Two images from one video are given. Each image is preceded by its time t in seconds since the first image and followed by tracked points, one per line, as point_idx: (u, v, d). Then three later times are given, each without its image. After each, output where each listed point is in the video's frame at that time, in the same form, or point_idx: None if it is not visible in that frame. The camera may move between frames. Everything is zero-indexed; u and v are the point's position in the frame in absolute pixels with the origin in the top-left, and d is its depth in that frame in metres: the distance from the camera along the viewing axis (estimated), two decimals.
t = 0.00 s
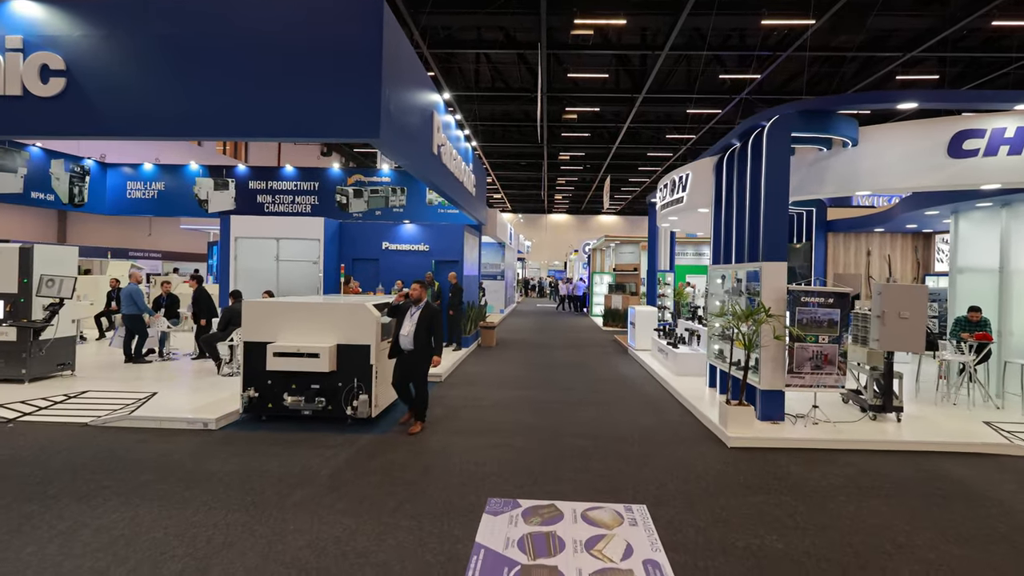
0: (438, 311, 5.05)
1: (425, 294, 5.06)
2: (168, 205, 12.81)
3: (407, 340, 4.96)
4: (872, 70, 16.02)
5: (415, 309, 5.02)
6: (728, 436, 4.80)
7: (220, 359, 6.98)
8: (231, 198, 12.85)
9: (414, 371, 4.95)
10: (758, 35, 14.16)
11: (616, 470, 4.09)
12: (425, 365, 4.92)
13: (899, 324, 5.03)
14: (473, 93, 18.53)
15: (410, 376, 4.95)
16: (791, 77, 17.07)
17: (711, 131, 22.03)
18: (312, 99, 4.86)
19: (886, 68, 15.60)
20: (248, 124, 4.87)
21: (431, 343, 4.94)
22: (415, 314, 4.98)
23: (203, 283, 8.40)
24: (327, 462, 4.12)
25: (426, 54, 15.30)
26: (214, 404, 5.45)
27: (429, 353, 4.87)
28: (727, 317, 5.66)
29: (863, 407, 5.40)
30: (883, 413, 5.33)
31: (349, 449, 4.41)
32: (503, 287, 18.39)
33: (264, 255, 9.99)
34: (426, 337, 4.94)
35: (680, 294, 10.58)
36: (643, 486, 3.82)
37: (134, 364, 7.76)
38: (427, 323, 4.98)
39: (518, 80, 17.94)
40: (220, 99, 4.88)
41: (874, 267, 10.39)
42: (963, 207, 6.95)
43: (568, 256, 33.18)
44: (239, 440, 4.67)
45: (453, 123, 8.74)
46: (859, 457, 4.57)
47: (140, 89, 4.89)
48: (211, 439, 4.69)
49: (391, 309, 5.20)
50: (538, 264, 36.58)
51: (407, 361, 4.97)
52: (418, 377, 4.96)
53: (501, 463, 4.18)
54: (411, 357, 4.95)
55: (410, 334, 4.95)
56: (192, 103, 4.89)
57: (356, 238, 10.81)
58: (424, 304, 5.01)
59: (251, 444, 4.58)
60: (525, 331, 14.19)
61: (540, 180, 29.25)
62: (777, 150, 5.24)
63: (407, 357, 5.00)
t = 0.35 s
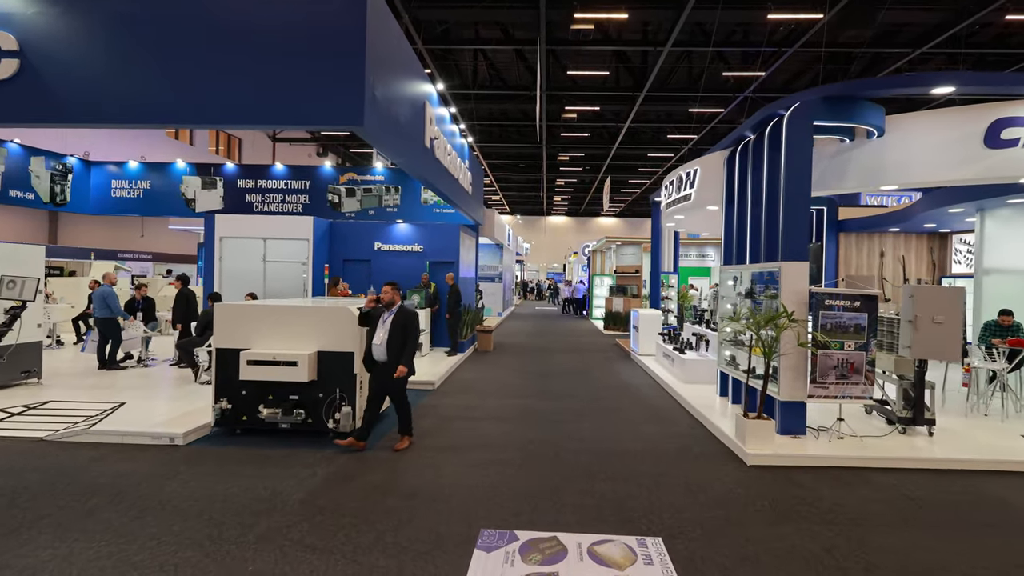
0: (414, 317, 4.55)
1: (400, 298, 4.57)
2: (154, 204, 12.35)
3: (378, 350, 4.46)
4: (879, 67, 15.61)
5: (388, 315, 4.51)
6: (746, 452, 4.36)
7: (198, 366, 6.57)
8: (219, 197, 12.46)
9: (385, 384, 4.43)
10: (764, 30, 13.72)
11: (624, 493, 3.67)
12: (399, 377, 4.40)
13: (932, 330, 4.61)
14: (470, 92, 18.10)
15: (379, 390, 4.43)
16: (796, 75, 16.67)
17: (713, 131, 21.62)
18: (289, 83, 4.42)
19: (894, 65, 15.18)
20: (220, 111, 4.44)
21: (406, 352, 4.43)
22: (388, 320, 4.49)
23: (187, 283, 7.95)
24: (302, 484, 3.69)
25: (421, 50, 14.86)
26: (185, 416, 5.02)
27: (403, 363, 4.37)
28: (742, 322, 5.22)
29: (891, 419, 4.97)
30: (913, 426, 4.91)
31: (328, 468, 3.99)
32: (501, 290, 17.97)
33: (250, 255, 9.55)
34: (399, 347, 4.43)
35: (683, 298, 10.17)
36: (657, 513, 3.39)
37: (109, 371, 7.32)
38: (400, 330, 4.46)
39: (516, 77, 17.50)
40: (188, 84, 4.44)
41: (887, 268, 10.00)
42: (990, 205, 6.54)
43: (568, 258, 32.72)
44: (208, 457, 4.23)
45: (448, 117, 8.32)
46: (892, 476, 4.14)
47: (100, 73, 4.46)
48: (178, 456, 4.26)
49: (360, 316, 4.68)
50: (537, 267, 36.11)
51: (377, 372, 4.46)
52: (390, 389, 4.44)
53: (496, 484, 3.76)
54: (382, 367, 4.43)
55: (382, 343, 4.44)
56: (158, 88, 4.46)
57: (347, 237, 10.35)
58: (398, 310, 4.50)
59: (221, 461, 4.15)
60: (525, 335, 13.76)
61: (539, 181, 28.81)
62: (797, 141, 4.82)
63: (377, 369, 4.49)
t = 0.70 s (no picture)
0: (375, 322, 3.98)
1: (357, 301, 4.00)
2: (140, 205, 11.92)
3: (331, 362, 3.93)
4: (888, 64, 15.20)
5: (343, 322, 3.96)
6: (769, 475, 3.93)
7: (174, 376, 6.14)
8: (207, 197, 12.05)
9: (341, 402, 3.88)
10: (771, 26, 13.25)
11: (636, 527, 3.24)
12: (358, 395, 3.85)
13: (972, 339, 4.19)
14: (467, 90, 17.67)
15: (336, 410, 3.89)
16: (802, 73, 16.26)
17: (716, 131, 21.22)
18: (258, 61, 3.93)
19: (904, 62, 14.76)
20: (179, 93, 3.93)
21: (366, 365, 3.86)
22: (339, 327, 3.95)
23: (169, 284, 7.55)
24: (272, 516, 3.27)
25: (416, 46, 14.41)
26: (151, 433, 4.59)
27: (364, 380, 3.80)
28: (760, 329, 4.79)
29: (924, 436, 4.56)
30: (949, 443, 4.50)
31: (303, 495, 3.56)
32: (500, 292, 17.56)
33: (236, 256, 9.11)
34: (354, 358, 3.88)
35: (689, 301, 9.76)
36: (677, 553, 2.96)
37: (82, 380, 6.88)
38: (354, 340, 3.90)
39: (515, 74, 17.05)
40: (145, 65, 3.94)
41: (901, 269, 9.61)
42: (1020, 203, 6.13)
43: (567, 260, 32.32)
44: (170, 482, 3.80)
45: (443, 111, 7.89)
46: (932, 503, 3.72)
47: (45, 54, 3.97)
48: (137, 480, 3.84)
49: (316, 324, 4.17)
50: (536, 268, 35.70)
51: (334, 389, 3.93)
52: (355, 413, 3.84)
53: (492, 516, 3.33)
54: (340, 383, 3.88)
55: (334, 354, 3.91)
56: (110, 70, 3.97)
57: (338, 237, 9.89)
58: (353, 316, 3.94)
59: (185, 487, 3.71)
60: (524, 339, 13.34)
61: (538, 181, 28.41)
62: (822, 131, 4.40)
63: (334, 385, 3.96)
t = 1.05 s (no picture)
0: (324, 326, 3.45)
1: (306, 303, 3.52)
2: (123, 203, 11.51)
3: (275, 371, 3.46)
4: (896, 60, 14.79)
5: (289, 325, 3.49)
6: (795, 499, 3.50)
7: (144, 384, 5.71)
8: (193, 194, 11.70)
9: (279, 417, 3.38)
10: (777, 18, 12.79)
11: (647, 563, 2.81)
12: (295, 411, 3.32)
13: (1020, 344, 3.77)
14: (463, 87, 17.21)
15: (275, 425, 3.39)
16: (807, 68, 15.85)
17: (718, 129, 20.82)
18: (220, 34, 3.52)
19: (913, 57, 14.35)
20: (131, 70, 3.53)
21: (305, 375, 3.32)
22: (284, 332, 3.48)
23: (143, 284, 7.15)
24: (227, 551, 2.84)
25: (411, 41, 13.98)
26: (109, 449, 4.16)
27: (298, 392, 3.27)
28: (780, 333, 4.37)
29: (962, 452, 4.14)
30: (990, 460, 4.08)
31: (267, 525, 3.13)
32: (498, 293, 17.14)
33: (219, 256, 8.68)
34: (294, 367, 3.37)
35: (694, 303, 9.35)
36: None
37: (52, 387, 6.45)
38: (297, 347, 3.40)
39: (513, 69, 16.60)
40: (95, 40, 3.53)
41: (918, 268, 9.18)
42: None
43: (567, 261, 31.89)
44: (120, 507, 3.37)
45: (435, 101, 7.45)
46: (980, 531, 3.29)
47: None
48: (84, 505, 3.41)
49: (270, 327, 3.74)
50: (536, 269, 35.29)
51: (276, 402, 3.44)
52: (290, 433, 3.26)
53: (481, 550, 2.89)
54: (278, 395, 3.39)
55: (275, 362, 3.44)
56: (54, 45, 3.56)
57: (327, 236, 9.45)
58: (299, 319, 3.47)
59: (135, 513, 3.29)
60: (523, 342, 12.92)
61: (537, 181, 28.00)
62: (849, 114, 3.98)
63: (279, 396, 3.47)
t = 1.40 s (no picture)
0: (254, 340, 2.81)
1: (235, 311, 2.92)
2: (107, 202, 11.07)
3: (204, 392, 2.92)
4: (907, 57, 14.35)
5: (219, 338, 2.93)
6: (836, 535, 3.04)
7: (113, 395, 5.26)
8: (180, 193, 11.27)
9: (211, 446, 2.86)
10: (784, 13, 12.29)
11: None
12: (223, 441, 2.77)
13: None
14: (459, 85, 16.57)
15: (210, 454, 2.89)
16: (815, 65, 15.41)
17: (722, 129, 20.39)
18: (182, 3, 3.10)
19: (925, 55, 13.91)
20: (80, 42, 3.11)
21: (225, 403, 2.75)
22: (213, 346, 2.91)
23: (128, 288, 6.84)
24: None
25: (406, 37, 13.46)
26: (59, 470, 3.71)
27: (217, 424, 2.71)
28: (809, 341, 3.91)
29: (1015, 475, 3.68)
30: None
31: (223, 566, 2.68)
32: (497, 296, 16.69)
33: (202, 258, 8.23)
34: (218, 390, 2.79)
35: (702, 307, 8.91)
36: None
37: (19, 397, 6.02)
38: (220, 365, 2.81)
39: (512, 67, 16.10)
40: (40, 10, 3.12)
41: (938, 269, 8.73)
42: None
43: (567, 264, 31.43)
44: (60, 542, 2.91)
45: (429, 92, 7.03)
46: None
47: None
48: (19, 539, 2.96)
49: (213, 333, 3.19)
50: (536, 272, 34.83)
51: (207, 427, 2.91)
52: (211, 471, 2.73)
53: None
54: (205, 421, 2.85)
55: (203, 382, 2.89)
56: None
57: (317, 237, 9.00)
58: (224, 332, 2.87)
59: (76, 550, 2.83)
60: (522, 346, 12.48)
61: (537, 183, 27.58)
62: (890, 95, 3.54)
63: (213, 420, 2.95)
